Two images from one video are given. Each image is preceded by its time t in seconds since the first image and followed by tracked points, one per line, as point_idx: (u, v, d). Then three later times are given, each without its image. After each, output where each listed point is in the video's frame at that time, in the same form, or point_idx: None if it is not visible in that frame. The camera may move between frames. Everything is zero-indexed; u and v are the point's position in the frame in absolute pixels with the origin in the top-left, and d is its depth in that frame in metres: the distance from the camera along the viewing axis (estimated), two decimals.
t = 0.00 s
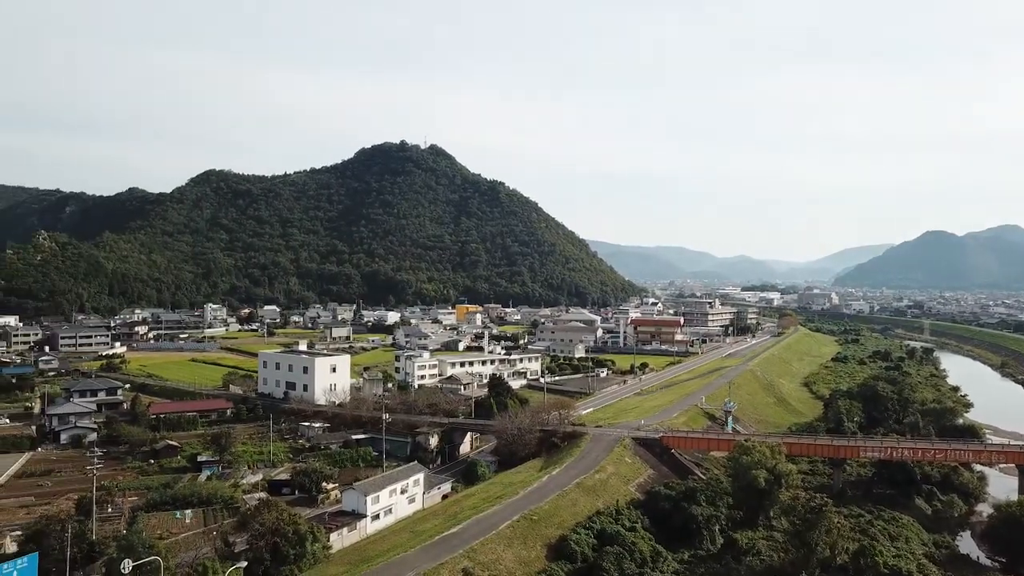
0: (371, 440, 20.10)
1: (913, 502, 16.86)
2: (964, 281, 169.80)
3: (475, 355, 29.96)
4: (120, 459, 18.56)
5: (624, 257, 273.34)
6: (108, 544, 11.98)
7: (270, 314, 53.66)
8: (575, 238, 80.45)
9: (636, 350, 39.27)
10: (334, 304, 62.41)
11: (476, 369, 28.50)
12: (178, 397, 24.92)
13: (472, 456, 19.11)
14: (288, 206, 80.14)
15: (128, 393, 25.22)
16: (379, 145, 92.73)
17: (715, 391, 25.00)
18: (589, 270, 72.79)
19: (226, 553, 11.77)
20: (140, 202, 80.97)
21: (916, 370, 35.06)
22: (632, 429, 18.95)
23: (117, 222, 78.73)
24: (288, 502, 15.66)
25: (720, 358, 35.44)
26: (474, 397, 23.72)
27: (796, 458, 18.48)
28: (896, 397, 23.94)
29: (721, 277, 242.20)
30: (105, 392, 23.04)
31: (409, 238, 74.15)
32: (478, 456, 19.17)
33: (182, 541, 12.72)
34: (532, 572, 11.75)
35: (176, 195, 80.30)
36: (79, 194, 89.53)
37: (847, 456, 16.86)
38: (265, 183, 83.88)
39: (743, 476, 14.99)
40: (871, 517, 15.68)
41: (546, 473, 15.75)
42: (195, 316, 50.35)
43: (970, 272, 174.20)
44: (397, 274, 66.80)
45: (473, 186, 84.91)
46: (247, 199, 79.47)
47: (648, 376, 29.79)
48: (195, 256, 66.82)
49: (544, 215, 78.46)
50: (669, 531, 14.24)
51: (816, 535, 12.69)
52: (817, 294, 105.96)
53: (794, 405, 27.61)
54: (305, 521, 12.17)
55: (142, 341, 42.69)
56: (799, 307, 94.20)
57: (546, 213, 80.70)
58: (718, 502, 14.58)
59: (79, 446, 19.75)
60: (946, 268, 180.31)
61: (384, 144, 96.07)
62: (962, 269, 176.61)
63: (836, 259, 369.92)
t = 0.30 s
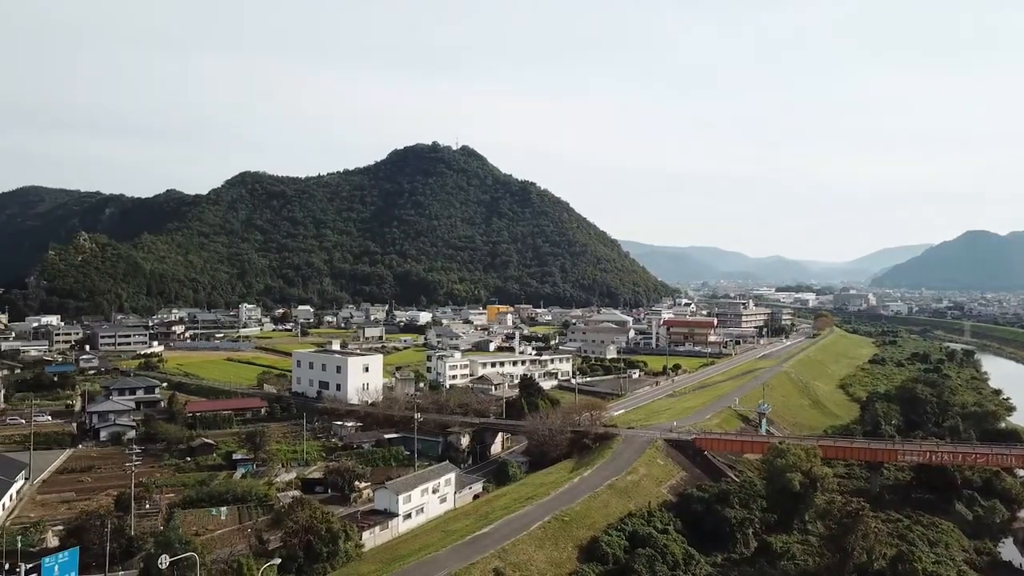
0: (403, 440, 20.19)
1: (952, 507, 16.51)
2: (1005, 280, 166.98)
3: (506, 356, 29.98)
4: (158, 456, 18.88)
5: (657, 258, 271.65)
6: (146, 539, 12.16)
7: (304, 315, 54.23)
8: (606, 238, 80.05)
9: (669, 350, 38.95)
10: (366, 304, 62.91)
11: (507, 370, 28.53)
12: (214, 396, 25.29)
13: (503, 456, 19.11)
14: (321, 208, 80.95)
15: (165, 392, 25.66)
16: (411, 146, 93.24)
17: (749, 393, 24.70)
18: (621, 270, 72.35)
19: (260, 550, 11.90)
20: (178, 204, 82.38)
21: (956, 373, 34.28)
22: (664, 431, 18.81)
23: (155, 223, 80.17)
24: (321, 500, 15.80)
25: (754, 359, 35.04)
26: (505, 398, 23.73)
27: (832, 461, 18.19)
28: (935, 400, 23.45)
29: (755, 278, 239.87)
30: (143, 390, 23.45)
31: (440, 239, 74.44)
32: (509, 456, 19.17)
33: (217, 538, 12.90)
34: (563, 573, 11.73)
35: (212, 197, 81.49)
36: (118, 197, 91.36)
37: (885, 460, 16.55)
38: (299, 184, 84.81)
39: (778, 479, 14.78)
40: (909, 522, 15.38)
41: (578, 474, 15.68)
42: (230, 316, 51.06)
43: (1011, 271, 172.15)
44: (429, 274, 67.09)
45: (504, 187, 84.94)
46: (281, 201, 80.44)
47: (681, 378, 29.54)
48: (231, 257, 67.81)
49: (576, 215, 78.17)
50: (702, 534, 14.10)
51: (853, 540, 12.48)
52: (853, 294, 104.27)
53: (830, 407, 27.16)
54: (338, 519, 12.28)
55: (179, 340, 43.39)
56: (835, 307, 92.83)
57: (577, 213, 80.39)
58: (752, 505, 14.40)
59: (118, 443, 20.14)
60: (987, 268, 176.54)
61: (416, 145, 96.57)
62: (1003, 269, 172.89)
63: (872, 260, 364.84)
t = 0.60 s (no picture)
0: (434, 440, 20.28)
1: (994, 513, 16.15)
2: None
3: (538, 356, 29.96)
4: (194, 453, 19.17)
5: (689, 258, 269.64)
6: (182, 535, 12.38)
7: (337, 314, 54.72)
8: (638, 238, 79.57)
9: (702, 352, 38.60)
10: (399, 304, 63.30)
11: (538, 370, 28.50)
12: (248, 394, 25.62)
13: (534, 457, 19.09)
14: (354, 209, 81.61)
15: (201, 390, 26.06)
16: (443, 147, 93.63)
17: (783, 395, 24.39)
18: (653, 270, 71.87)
19: (293, 546, 12.02)
20: (213, 205, 83.63)
21: (998, 375, 33.52)
22: (696, 433, 18.65)
23: (192, 224, 81.49)
24: (353, 499, 15.91)
25: (789, 361, 34.58)
26: (536, 398, 23.69)
27: (869, 464, 17.89)
28: (976, 403, 22.95)
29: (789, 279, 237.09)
30: (180, 388, 23.80)
31: (471, 240, 74.62)
32: (540, 457, 19.14)
33: (252, 535, 13.06)
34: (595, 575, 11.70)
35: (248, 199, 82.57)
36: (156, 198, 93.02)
37: (923, 464, 16.22)
38: (333, 186, 85.63)
39: (813, 483, 14.57)
40: (949, 528, 15.06)
41: (609, 476, 15.60)
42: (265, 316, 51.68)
43: None
44: (460, 275, 67.27)
45: (535, 187, 84.92)
46: (314, 202, 81.29)
47: (714, 379, 29.27)
48: (265, 257, 68.68)
49: (608, 215, 77.75)
50: (736, 537, 13.95)
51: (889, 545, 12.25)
52: (891, 295, 102.42)
53: (866, 410, 26.70)
54: (370, 517, 12.38)
55: (214, 339, 44.04)
56: (871, 308, 91.32)
57: (609, 213, 79.99)
58: (786, 508, 14.20)
59: (155, 440, 20.49)
60: None
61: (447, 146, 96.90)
62: None
63: (909, 260, 358.78)
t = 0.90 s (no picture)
0: (466, 440, 20.33)
1: None
2: None
3: (569, 357, 29.86)
4: (229, 451, 19.43)
5: (722, 258, 267.29)
6: (218, 532, 12.55)
7: (369, 314, 55.12)
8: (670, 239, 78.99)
9: (735, 353, 38.20)
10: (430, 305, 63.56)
11: (569, 371, 28.42)
12: (282, 394, 25.90)
13: (565, 458, 19.04)
14: (386, 210, 82.18)
15: (236, 389, 26.39)
16: (474, 148, 93.87)
17: (818, 397, 24.02)
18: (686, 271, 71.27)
19: (326, 544, 12.12)
20: (248, 207, 84.73)
21: None
22: (729, 435, 18.47)
23: (227, 225, 82.65)
24: (385, 498, 15.98)
25: (824, 363, 34.07)
26: (568, 399, 23.63)
27: (907, 468, 17.55)
28: (1018, 407, 22.41)
29: (824, 279, 233.76)
30: (215, 387, 24.13)
31: (503, 240, 74.64)
32: (571, 458, 19.09)
33: (286, 532, 13.20)
34: None
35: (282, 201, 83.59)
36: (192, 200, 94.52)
37: (963, 468, 15.86)
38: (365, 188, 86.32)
39: (849, 487, 14.32)
40: (990, 535, 14.71)
41: (641, 477, 15.49)
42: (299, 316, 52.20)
43: None
44: (491, 275, 67.35)
45: (566, 187, 84.68)
46: (347, 203, 82.02)
47: (747, 381, 28.95)
48: (298, 258, 69.43)
49: (640, 216, 77.22)
50: (770, 540, 13.78)
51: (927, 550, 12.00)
52: (930, 296, 100.41)
53: (904, 413, 26.20)
54: (402, 516, 12.43)
55: (249, 339, 44.60)
56: (910, 310, 89.68)
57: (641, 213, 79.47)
58: (821, 512, 13.97)
59: (191, 438, 20.80)
60: None
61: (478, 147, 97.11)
62: None
63: (949, 261, 351.91)
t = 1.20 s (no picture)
0: (497, 440, 20.35)
1: None
2: None
3: (601, 358, 29.75)
4: (264, 449, 19.67)
5: (756, 258, 264.56)
6: (252, 529, 12.70)
7: (402, 314, 55.47)
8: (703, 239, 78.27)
9: (770, 354, 37.76)
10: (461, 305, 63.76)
11: (601, 372, 28.31)
12: (316, 393, 26.17)
13: (596, 459, 18.97)
14: (418, 211, 82.61)
15: (271, 389, 26.73)
16: (505, 149, 93.92)
17: (855, 400, 23.62)
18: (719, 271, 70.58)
19: (358, 542, 12.21)
20: (282, 208, 85.75)
21: None
22: (763, 437, 18.27)
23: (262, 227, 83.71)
24: (417, 497, 16.06)
25: (860, 364, 33.50)
26: (599, 400, 23.54)
27: (946, 473, 17.19)
28: None
29: (861, 279, 230.30)
30: (250, 386, 24.44)
31: (534, 241, 74.60)
32: (602, 459, 19.01)
33: (318, 530, 13.33)
34: None
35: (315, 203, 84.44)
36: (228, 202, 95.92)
37: (1005, 473, 15.48)
38: (397, 189, 86.88)
39: (887, 491, 14.06)
40: None
41: (673, 479, 15.37)
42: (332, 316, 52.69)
43: None
44: (522, 276, 67.38)
45: (598, 187, 84.31)
46: (380, 204, 82.66)
47: (781, 383, 28.58)
48: (331, 259, 70.11)
49: (672, 215, 76.62)
50: (805, 545, 13.58)
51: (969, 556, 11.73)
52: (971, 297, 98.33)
53: (944, 416, 25.67)
54: (433, 516, 12.47)
55: (283, 339, 45.12)
56: (950, 311, 87.91)
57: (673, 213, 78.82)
58: (858, 516, 13.72)
59: (227, 436, 21.10)
60: None
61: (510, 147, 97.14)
62: None
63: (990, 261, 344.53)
